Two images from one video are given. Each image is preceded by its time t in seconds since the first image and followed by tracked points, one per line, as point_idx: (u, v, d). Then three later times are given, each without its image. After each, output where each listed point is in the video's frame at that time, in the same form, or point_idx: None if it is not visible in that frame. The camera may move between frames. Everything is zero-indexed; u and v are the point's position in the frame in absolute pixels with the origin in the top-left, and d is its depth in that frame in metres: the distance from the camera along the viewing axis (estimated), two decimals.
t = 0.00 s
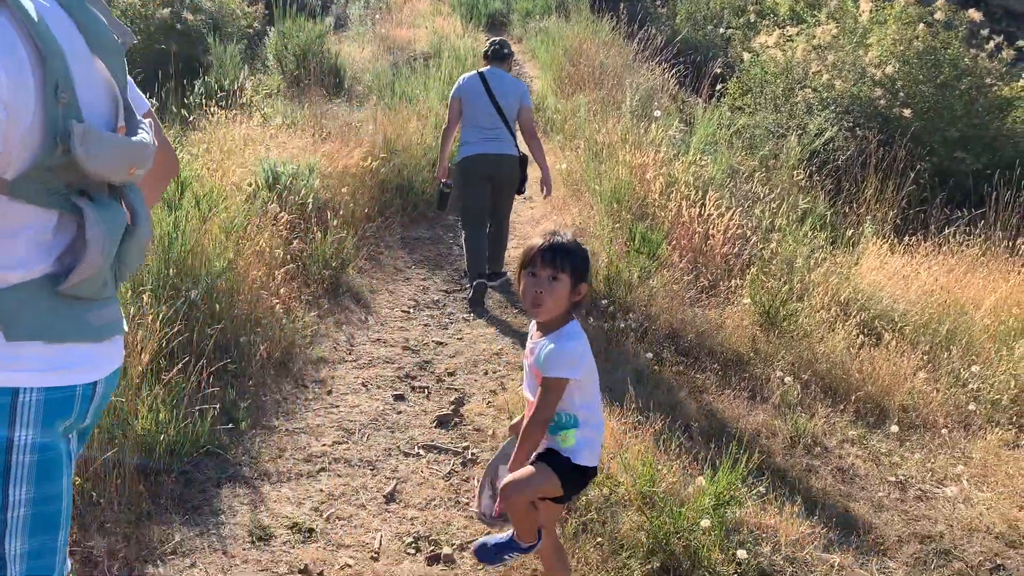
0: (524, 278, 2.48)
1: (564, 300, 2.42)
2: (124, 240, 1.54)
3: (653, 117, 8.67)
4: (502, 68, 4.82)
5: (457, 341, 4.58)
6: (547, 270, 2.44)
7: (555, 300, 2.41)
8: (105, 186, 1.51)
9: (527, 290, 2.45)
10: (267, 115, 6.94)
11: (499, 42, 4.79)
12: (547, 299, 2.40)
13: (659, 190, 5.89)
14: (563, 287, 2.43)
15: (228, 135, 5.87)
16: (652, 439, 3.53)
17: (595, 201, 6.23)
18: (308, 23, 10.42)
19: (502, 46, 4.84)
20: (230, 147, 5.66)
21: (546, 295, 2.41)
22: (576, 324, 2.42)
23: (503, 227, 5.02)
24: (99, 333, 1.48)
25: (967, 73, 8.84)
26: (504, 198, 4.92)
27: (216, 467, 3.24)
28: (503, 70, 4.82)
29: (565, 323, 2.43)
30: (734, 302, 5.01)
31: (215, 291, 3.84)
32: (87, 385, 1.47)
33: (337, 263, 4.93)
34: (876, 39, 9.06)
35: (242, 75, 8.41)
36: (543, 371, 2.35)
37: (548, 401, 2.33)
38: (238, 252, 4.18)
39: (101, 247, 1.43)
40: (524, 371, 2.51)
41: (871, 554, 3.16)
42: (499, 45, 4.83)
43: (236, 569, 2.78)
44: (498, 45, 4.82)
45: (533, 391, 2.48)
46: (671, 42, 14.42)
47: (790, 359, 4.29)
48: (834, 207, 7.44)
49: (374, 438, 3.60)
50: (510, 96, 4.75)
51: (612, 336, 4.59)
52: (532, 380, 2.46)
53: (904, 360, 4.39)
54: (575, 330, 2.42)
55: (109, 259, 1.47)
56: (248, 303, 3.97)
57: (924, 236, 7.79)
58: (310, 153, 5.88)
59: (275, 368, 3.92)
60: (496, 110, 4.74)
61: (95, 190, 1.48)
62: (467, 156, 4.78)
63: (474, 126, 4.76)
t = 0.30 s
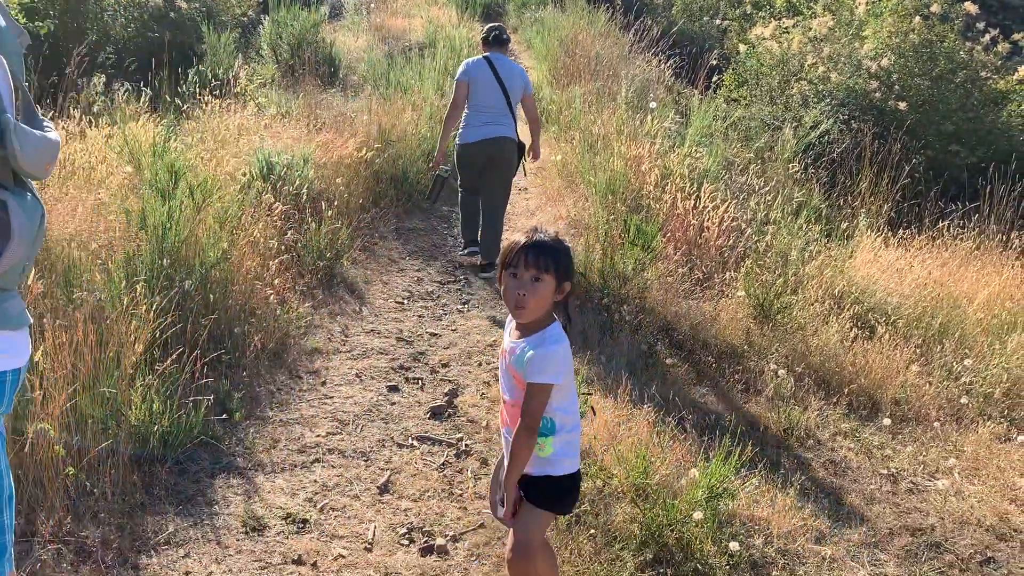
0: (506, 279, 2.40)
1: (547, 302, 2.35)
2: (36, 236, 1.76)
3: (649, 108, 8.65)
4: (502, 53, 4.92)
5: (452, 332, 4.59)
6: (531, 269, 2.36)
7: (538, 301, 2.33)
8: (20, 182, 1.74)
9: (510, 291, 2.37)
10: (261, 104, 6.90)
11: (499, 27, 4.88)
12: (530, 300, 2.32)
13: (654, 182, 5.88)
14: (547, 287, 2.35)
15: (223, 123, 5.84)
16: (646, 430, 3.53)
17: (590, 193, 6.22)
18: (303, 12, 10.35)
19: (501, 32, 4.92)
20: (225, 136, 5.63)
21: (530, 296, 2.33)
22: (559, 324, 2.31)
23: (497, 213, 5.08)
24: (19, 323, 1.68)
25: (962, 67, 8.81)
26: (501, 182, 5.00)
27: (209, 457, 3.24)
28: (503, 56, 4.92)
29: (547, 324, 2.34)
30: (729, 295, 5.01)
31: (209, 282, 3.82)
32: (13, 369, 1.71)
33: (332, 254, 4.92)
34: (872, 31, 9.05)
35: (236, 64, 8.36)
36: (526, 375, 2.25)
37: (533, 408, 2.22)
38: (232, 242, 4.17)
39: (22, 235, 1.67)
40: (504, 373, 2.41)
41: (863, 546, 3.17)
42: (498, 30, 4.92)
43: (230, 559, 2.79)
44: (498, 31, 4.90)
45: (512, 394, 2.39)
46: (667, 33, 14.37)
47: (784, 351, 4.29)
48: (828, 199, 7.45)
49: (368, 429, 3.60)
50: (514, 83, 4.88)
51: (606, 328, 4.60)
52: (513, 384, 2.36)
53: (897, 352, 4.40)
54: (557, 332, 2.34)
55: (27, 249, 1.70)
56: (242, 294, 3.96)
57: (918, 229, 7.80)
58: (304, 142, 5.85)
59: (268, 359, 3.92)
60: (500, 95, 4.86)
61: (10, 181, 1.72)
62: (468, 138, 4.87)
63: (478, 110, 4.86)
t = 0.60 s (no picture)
0: (493, 283, 2.15)
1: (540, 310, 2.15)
2: None
3: (645, 103, 8.65)
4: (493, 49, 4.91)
5: (449, 327, 4.59)
6: (525, 274, 2.12)
7: (533, 309, 2.12)
8: None
9: (500, 297, 2.13)
10: (257, 97, 6.88)
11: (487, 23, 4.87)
12: (526, 310, 2.09)
13: (650, 177, 5.88)
14: (540, 294, 2.14)
15: (219, 118, 5.83)
16: (642, 425, 3.54)
17: (587, 187, 6.22)
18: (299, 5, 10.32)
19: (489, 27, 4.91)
20: (220, 131, 5.62)
21: (525, 305, 2.10)
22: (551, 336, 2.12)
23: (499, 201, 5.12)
24: None
25: (959, 62, 8.80)
26: (499, 173, 5.03)
27: (205, 452, 3.25)
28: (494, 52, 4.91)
29: (541, 336, 2.13)
30: (725, 289, 5.02)
31: (204, 277, 3.81)
32: None
33: (328, 249, 4.92)
34: (869, 26, 8.96)
35: (231, 58, 8.34)
36: (526, 395, 2.04)
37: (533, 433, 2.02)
38: (227, 237, 4.16)
39: None
40: (486, 388, 2.18)
41: (857, 540, 3.19)
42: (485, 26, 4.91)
43: (226, 554, 2.79)
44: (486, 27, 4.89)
45: (496, 413, 2.16)
46: (664, 27, 14.36)
47: (779, 346, 4.30)
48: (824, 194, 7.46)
49: (365, 423, 3.61)
50: (506, 77, 4.87)
51: (602, 323, 4.62)
52: (499, 401, 2.14)
53: (892, 347, 4.41)
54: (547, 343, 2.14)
55: None
56: (237, 289, 3.96)
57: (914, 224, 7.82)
58: (300, 137, 5.85)
59: (264, 353, 3.92)
60: (493, 89, 4.85)
61: None
62: (463, 132, 4.90)
63: (472, 104, 4.86)
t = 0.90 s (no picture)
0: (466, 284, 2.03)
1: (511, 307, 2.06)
2: None
3: (637, 98, 8.65)
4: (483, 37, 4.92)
5: (439, 321, 4.59)
6: (498, 272, 2.03)
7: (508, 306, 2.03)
8: None
9: (475, 297, 2.00)
10: (248, 89, 6.85)
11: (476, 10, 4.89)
12: (507, 308, 2.00)
13: (642, 172, 5.89)
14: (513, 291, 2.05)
15: (209, 109, 5.80)
16: (631, 419, 3.55)
17: (578, 182, 6.22)
18: None
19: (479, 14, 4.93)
20: (210, 122, 5.59)
21: (502, 302, 2.00)
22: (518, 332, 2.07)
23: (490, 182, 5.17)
24: None
25: (949, 59, 8.85)
26: (490, 155, 5.06)
27: (194, 444, 3.25)
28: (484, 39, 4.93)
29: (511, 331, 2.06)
30: (715, 284, 5.04)
31: (192, 268, 3.79)
32: None
33: (318, 241, 4.92)
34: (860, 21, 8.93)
35: (222, 50, 8.30)
36: (521, 390, 1.96)
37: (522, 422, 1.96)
38: (216, 229, 4.14)
39: None
40: (459, 389, 2.03)
41: (842, 534, 3.21)
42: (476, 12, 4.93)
43: (213, 547, 2.79)
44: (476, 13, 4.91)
45: (472, 412, 2.02)
46: (657, 21, 14.35)
47: (768, 341, 4.32)
48: (814, 190, 7.48)
49: (354, 417, 3.61)
50: (492, 61, 4.88)
51: (593, 318, 4.63)
52: (477, 399, 2.00)
53: (879, 343, 4.43)
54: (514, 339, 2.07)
55: None
56: (226, 281, 3.95)
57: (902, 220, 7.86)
58: (290, 129, 5.82)
59: (254, 346, 3.92)
60: (480, 73, 4.87)
61: None
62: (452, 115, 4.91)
63: (460, 89, 4.88)
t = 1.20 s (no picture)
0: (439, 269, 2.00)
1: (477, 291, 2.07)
2: None
3: (625, 87, 8.64)
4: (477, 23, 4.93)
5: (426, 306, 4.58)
6: (466, 258, 2.02)
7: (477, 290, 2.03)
8: None
9: (447, 284, 1.99)
10: (233, 72, 6.78)
11: None
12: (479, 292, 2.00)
13: (629, 160, 5.89)
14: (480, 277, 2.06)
15: (193, 91, 5.74)
16: (617, 406, 3.56)
17: (565, 169, 6.21)
18: None
19: None
20: (194, 105, 5.53)
21: (474, 287, 2.00)
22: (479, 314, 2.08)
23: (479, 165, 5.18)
24: None
25: (935, 53, 8.93)
26: (480, 135, 5.11)
27: (178, 427, 3.23)
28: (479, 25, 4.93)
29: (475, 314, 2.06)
30: (701, 273, 5.05)
31: (178, 250, 3.77)
32: None
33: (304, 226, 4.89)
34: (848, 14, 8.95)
35: (207, 32, 8.21)
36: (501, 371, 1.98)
37: (501, 403, 2.00)
38: (202, 211, 4.11)
39: None
40: (437, 378, 1.98)
41: (826, 521, 3.24)
42: None
43: (198, 529, 2.78)
44: None
45: (452, 401, 1.98)
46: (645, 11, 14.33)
47: (753, 330, 4.34)
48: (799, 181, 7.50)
49: (340, 401, 3.60)
50: (487, 46, 4.88)
51: (579, 305, 4.64)
52: (456, 387, 1.98)
53: (863, 333, 4.46)
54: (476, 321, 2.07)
55: None
56: (211, 263, 3.92)
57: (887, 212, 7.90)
58: (276, 113, 5.77)
59: (239, 329, 3.90)
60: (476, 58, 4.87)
61: None
62: (448, 99, 4.90)
63: (456, 73, 4.88)
